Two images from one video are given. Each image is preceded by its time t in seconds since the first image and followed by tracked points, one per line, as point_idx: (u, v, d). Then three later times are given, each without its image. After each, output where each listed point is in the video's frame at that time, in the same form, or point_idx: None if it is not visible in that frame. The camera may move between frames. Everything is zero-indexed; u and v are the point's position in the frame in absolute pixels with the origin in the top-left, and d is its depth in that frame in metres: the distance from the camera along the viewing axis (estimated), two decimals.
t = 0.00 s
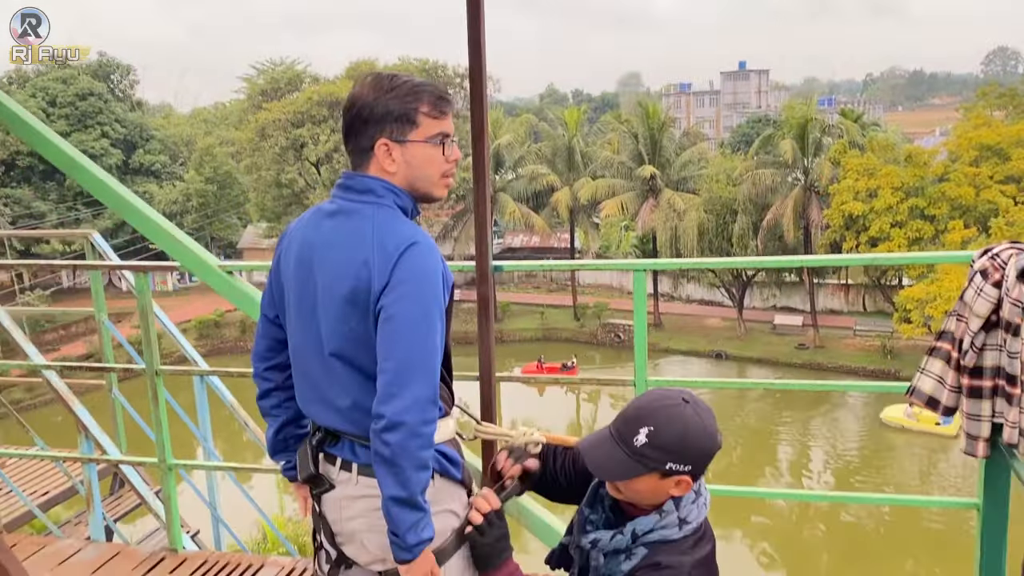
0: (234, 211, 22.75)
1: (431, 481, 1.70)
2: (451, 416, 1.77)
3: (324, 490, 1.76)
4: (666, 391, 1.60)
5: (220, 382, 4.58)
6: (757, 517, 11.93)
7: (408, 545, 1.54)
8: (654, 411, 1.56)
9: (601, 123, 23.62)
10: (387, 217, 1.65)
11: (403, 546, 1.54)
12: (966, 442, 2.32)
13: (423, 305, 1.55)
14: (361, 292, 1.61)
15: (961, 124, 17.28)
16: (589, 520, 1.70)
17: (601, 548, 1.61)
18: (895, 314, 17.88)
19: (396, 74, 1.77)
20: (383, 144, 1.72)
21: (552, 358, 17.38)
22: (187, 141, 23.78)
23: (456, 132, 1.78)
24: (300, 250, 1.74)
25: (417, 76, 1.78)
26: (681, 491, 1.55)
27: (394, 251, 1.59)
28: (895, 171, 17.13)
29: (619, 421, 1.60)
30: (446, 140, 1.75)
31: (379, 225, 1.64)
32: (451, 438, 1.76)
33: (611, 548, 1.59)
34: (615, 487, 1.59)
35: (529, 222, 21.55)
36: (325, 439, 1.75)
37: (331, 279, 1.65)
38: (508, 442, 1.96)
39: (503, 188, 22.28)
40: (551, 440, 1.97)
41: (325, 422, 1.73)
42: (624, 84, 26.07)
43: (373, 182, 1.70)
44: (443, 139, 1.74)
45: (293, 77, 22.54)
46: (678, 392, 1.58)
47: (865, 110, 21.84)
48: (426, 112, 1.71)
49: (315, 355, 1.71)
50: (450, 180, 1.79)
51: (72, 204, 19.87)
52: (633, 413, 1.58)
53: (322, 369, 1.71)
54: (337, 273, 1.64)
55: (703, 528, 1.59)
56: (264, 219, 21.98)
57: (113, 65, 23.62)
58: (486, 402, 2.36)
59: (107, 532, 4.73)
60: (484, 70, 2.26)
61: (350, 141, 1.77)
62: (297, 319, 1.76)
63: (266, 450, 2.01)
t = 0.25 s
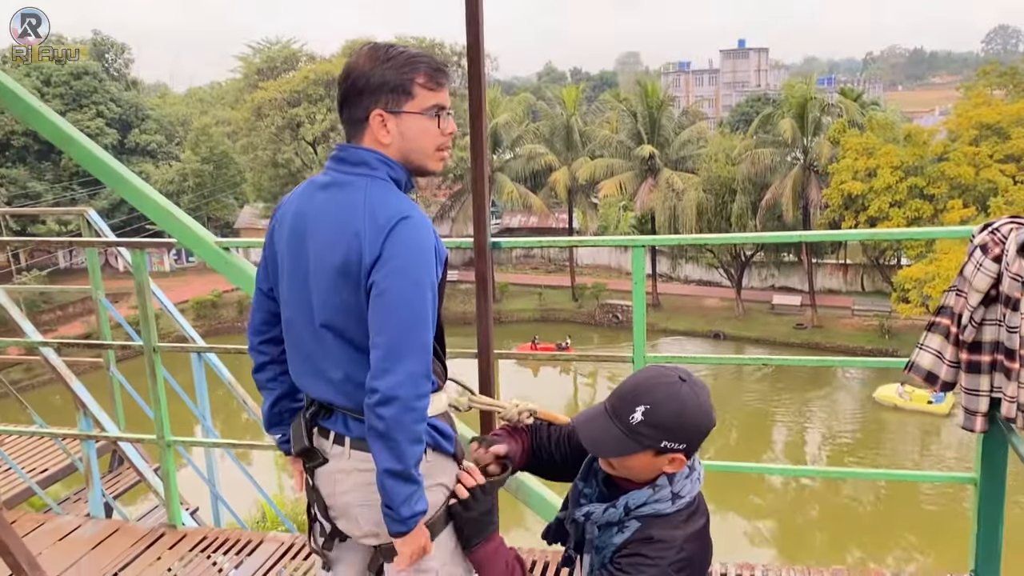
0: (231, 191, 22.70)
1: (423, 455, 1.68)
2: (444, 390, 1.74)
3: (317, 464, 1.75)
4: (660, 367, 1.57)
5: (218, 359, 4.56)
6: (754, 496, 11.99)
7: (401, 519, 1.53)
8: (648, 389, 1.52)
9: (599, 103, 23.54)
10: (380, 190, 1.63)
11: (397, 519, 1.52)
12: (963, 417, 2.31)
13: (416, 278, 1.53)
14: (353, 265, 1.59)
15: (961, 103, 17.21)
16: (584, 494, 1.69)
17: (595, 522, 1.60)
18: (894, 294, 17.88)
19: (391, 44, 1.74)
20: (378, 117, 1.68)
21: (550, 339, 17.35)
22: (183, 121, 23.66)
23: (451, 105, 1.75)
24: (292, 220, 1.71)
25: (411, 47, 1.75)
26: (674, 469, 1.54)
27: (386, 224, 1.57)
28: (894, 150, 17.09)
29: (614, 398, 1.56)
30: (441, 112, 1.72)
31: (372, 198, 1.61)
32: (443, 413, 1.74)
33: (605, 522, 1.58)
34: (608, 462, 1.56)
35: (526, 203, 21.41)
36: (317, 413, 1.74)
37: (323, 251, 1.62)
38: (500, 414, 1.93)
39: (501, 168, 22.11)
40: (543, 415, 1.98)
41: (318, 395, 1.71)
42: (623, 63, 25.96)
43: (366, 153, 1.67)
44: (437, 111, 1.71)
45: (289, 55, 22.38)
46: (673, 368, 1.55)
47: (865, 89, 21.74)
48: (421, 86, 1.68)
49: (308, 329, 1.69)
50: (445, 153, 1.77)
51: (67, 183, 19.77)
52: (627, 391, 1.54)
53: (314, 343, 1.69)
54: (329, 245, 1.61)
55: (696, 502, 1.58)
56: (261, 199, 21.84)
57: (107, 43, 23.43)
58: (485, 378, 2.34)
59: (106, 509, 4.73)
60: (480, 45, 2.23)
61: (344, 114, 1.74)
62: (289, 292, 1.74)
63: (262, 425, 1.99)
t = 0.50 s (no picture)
0: (229, 178, 22.67)
1: (417, 443, 1.68)
2: (439, 379, 1.75)
3: (310, 448, 1.76)
4: (654, 360, 1.57)
5: (217, 346, 4.56)
6: (752, 482, 12.03)
7: (394, 502, 1.53)
8: (642, 382, 1.53)
9: (599, 90, 23.48)
10: (377, 174, 1.63)
11: (389, 501, 1.53)
12: (961, 402, 2.31)
13: (411, 263, 1.53)
14: (348, 249, 1.59)
15: (961, 89, 17.20)
16: (576, 486, 1.69)
17: (586, 513, 1.60)
18: (892, 281, 17.88)
19: (389, 27, 1.73)
20: (375, 101, 1.68)
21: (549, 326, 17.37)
22: (181, 108, 23.59)
23: (448, 89, 1.75)
24: (288, 204, 1.71)
25: (406, 31, 1.74)
26: (666, 462, 1.54)
27: (382, 209, 1.57)
28: (893, 137, 17.06)
29: (608, 390, 1.57)
30: (438, 97, 1.72)
31: (368, 183, 1.61)
32: (439, 401, 1.74)
33: (597, 513, 1.58)
34: (600, 453, 1.57)
35: (526, 189, 21.38)
36: (312, 398, 1.75)
37: (319, 236, 1.63)
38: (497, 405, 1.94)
39: (500, 154, 22.07)
40: (532, 409, 2.02)
41: (312, 379, 1.72)
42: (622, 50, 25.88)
43: (362, 138, 1.67)
44: (435, 96, 1.70)
45: (287, 42, 22.28)
46: (668, 362, 1.55)
47: (865, 75, 21.67)
48: (417, 70, 1.68)
49: (303, 313, 1.70)
50: (441, 137, 1.77)
51: (66, 171, 19.74)
52: (621, 386, 1.55)
53: (310, 327, 1.69)
54: (325, 229, 1.62)
55: (689, 495, 1.58)
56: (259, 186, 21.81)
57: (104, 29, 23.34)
58: (483, 367, 2.35)
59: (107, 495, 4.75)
60: (478, 30, 2.22)
61: (340, 98, 1.73)
62: (285, 276, 1.74)
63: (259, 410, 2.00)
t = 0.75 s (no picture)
0: (229, 167, 22.65)
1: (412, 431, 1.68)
2: (434, 370, 1.75)
3: (305, 436, 1.77)
4: (639, 359, 1.57)
5: (217, 335, 4.57)
6: (752, 471, 12.06)
7: (394, 478, 1.55)
8: (627, 380, 1.52)
9: (599, 79, 23.46)
10: (369, 161, 1.63)
11: (392, 473, 1.54)
12: (958, 392, 2.32)
13: (405, 246, 1.53)
14: (344, 233, 1.60)
15: (962, 78, 17.17)
16: (568, 479, 1.70)
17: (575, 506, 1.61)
18: (892, 271, 17.88)
19: (390, 18, 1.73)
20: (378, 89, 1.67)
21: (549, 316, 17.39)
22: (180, 98, 23.55)
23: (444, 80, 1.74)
24: (285, 190, 1.72)
25: (406, 21, 1.73)
26: (653, 461, 1.53)
27: (376, 192, 1.58)
28: (893, 127, 17.04)
29: (593, 389, 1.56)
30: (438, 88, 1.72)
31: (362, 167, 1.61)
32: (432, 390, 1.75)
33: (585, 510, 1.59)
34: (587, 453, 1.57)
35: (525, 179, 21.37)
36: (307, 386, 1.75)
37: (313, 222, 1.63)
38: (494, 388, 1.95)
39: (500, 144, 22.03)
40: (530, 394, 2.01)
41: (307, 368, 1.73)
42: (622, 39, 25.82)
43: (357, 125, 1.67)
44: (433, 87, 1.71)
45: (286, 31, 22.23)
46: (651, 364, 1.54)
47: (865, 64, 21.60)
48: (420, 62, 1.68)
49: (300, 300, 1.70)
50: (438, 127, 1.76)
51: (65, 161, 19.72)
52: (606, 387, 1.54)
53: (307, 311, 1.69)
54: (320, 214, 1.62)
55: (678, 491, 1.58)
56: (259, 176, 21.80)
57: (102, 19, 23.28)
58: (484, 354, 2.36)
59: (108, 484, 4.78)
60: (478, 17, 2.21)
61: (339, 88, 1.72)
62: (283, 263, 1.74)
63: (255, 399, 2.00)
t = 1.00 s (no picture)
0: (230, 164, 22.66)
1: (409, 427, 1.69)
2: (431, 367, 1.75)
3: (302, 431, 1.77)
4: (628, 365, 1.56)
5: (218, 331, 4.57)
6: (753, 468, 12.06)
7: (394, 468, 1.56)
8: (614, 387, 1.52)
9: (600, 76, 23.46)
10: (372, 157, 1.63)
11: (394, 465, 1.56)
12: (957, 388, 2.33)
13: (406, 242, 1.54)
14: (346, 230, 1.60)
15: (963, 75, 17.15)
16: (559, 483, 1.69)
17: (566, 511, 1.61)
18: (893, 268, 17.88)
19: (395, 14, 1.73)
20: (387, 85, 1.67)
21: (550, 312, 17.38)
22: (181, 94, 23.54)
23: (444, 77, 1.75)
24: (287, 187, 1.72)
25: (412, 18, 1.73)
26: (642, 468, 1.53)
27: (378, 189, 1.58)
28: (894, 124, 17.02)
29: (580, 397, 1.56)
30: (440, 86, 1.73)
31: (364, 165, 1.62)
32: (431, 387, 1.76)
33: (576, 515, 1.59)
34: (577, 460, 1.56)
35: (526, 176, 21.35)
36: (305, 381, 1.76)
37: (315, 219, 1.64)
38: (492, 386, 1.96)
39: (501, 141, 22.01)
40: (529, 395, 2.02)
41: (305, 363, 1.73)
42: (623, 35, 25.79)
43: (360, 122, 1.67)
44: (435, 86, 1.72)
45: (287, 28, 22.21)
46: (638, 374, 1.53)
47: (867, 61, 21.59)
48: (428, 60, 1.69)
49: (302, 296, 1.70)
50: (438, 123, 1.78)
51: (66, 157, 19.72)
52: (593, 395, 1.54)
53: (308, 308, 1.69)
54: (323, 211, 1.62)
55: (670, 497, 1.58)
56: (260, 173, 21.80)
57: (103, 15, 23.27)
58: (484, 350, 2.37)
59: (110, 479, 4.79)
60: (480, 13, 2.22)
61: (341, 83, 1.71)
62: (283, 259, 1.74)
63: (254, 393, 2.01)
